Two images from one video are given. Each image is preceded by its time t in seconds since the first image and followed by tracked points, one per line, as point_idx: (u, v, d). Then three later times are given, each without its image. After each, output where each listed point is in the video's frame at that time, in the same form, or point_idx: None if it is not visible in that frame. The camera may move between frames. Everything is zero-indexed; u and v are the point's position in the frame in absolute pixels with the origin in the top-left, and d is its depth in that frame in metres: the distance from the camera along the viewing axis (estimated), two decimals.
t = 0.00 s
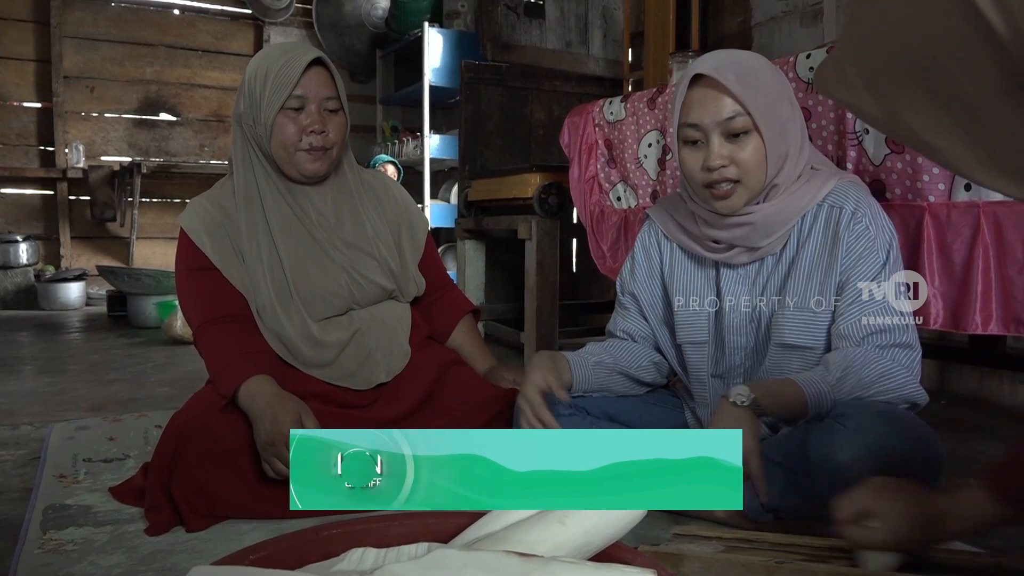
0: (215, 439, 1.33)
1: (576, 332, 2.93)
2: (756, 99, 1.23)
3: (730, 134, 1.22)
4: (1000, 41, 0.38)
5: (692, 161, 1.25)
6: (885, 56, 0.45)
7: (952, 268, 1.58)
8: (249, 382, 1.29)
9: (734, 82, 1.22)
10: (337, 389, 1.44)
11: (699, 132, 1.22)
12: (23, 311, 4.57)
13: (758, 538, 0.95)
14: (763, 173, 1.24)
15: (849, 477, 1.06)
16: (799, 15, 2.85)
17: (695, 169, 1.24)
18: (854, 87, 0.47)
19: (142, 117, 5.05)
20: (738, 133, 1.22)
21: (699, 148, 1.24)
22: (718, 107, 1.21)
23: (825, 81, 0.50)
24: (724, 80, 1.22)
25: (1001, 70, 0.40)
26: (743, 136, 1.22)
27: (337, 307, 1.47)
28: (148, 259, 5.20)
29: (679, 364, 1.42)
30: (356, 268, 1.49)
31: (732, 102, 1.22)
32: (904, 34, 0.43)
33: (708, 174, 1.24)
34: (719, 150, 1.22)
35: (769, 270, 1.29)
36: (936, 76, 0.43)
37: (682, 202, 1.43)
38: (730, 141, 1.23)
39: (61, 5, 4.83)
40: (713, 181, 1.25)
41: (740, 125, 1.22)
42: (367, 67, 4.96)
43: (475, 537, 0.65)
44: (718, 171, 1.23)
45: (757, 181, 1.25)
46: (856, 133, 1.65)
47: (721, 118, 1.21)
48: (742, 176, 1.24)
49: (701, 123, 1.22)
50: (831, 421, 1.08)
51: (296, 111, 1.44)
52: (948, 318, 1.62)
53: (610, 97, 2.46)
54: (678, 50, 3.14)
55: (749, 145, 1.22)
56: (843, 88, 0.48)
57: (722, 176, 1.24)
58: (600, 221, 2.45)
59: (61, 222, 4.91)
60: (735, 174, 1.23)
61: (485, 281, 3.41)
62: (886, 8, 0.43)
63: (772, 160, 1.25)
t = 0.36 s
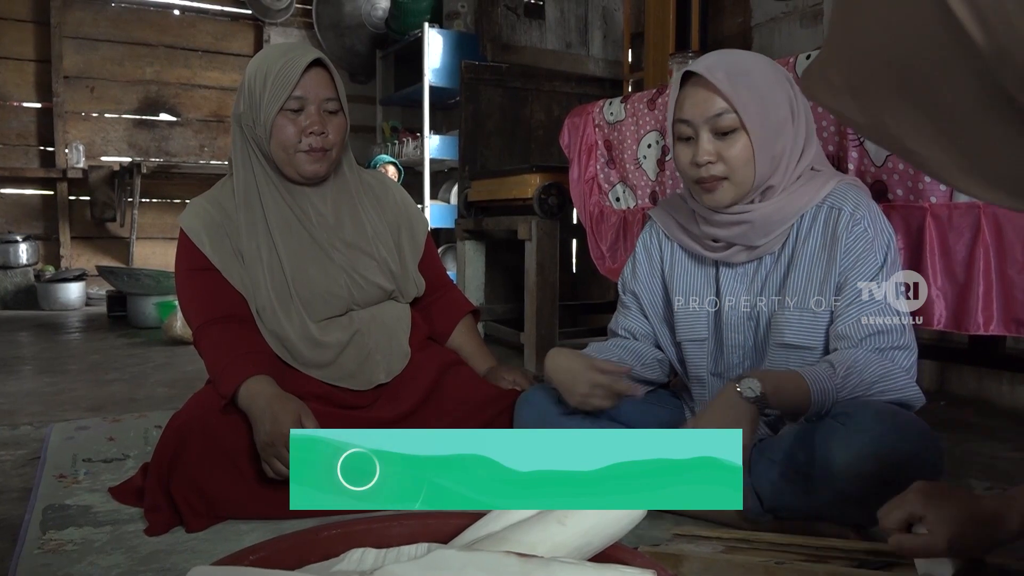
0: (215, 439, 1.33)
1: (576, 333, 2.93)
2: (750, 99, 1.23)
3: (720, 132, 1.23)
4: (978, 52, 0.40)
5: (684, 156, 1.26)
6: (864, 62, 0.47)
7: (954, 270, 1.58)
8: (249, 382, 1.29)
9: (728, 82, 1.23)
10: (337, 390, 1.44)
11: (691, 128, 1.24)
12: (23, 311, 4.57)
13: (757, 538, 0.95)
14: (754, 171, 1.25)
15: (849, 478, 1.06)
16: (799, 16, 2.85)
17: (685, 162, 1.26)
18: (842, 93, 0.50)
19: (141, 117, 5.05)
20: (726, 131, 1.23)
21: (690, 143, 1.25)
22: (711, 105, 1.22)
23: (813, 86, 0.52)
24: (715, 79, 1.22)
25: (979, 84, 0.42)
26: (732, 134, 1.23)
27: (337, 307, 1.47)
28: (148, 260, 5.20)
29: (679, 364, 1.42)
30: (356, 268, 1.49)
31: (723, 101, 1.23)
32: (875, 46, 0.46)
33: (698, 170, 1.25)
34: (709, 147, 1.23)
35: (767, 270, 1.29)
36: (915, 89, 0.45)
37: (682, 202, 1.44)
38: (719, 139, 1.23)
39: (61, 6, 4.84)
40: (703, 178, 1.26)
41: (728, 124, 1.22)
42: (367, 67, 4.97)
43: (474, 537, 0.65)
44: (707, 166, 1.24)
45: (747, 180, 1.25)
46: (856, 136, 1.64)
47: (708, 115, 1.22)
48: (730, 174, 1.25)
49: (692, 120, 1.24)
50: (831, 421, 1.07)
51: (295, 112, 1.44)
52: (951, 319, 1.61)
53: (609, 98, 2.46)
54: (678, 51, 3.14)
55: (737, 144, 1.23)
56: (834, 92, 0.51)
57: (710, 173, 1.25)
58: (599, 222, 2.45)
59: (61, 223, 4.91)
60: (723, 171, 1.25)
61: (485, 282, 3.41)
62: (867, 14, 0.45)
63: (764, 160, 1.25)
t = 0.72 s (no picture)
0: (214, 439, 1.33)
1: (576, 333, 2.92)
2: (751, 101, 1.23)
3: (721, 134, 1.23)
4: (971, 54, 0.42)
5: (684, 158, 1.26)
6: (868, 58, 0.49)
7: (953, 272, 1.58)
8: (248, 382, 1.29)
9: (730, 85, 1.23)
10: (337, 390, 1.44)
11: (691, 129, 1.24)
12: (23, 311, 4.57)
13: (756, 538, 0.94)
14: (755, 174, 1.25)
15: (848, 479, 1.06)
16: (799, 17, 2.85)
17: (686, 165, 1.26)
18: (844, 94, 0.52)
19: (141, 117, 5.05)
20: (726, 133, 1.23)
21: (690, 145, 1.25)
22: (711, 107, 1.22)
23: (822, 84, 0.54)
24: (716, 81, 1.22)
25: (975, 79, 0.44)
26: (733, 137, 1.23)
27: (337, 308, 1.47)
28: (148, 260, 5.20)
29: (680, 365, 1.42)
30: (356, 269, 1.49)
31: (723, 102, 1.22)
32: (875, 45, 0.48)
33: (699, 172, 1.26)
34: (709, 149, 1.23)
35: (768, 271, 1.29)
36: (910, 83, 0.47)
37: (683, 204, 1.44)
38: (719, 140, 1.24)
39: (62, 6, 4.84)
40: (702, 180, 1.26)
41: (730, 125, 1.22)
42: (368, 68, 4.97)
43: (474, 538, 0.64)
44: (706, 170, 1.25)
45: (747, 182, 1.25)
46: (857, 135, 1.65)
47: (708, 117, 1.22)
48: (731, 176, 1.24)
49: (693, 121, 1.24)
50: (831, 424, 1.07)
51: (295, 113, 1.44)
52: (949, 320, 1.61)
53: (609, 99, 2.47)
54: (679, 52, 3.14)
55: (738, 146, 1.23)
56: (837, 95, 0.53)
57: (710, 175, 1.25)
58: (599, 223, 2.45)
59: (61, 223, 4.92)
60: (724, 173, 1.24)
61: (484, 283, 3.41)
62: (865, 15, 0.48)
63: (766, 163, 1.25)
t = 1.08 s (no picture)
0: (214, 439, 1.33)
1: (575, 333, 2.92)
2: (757, 102, 1.23)
3: (730, 136, 1.22)
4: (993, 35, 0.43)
5: (694, 162, 1.25)
6: (881, 48, 0.51)
7: (950, 272, 1.58)
8: (248, 383, 1.29)
9: (737, 85, 1.23)
10: (337, 390, 1.43)
11: (700, 133, 1.23)
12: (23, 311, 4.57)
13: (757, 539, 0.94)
14: (763, 176, 1.25)
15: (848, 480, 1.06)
16: (799, 17, 2.85)
17: (695, 169, 1.25)
18: (856, 84, 0.54)
19: (141, 117, 5.05)
20: (737, 136, 1.23)
21: (699, 147, 1.25)
22: (719, 110, 1.22)
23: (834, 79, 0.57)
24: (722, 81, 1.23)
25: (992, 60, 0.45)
26: (741, 139, 1.23)
27: (337, 308, 1.47)
28: (148, 260, 5.20)
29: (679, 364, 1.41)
30: (355, 269, 1.49)
31: (733, 104, 1.22)
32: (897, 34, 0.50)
33: (708, 176, 1.24)
34: (719, 152, 1.23)
35: (769, 272, 1.29)
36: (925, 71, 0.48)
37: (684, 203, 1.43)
38: (730, 143, 1.23)
39: (62, 6, 4.84)
40: (712, 183, 1.25)
41: (739, 128, 1.22)
42: (368, 68, 4.97)
43: (473, 538, 0.64)
44: (717, 173, 1.23)
45: (756, 184, 1.25)
46: (857, 135, 1.68)
47: (719, 120, 1.22)
48: (739, 178, 1.24)
49: (701, 124, 1.23)
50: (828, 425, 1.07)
51: (294, 113, 1.44)
52: (946, 321, 1.61)
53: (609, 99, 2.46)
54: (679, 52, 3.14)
55: (749, 149, 1.23)
56: (847, 82, 0.55)
57: (721, 178, 1.24)
58: (599, 223, 2.45)
59: (61, 223, 4.91)
60: (734, 175, 1.23)
61: (484, 283, 3.41)
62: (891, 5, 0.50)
63: (773, 164, 1.25)
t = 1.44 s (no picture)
0: (212, 439, 1.33)
1: (574, 332, 2.92)
2: (793, 105, 1.21)
3: (764, 141, 1.21)
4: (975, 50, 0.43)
5: (720, 165, 1.24)
6: (863, 59, 0.49)
7: (949, 270, 1.59)
8: (245, 382, 1.29)
9: (772, 87, 1.20)
10: (335, 389, 1.44)
11: (731, 135, 1.22)
12: (21, 310, 4.56)
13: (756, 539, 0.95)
14: (795, 184, 1.23)
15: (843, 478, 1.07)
16: (798, 16, 2.85)
17: (722, 171, 1.23)
18: (837, 96, 0.51)
19: (140, 116, 5.04)
20: (770, 142, 1.21)
21: (728, 151, 1.23)
22: (754, 113, 1.20)
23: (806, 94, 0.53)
24: (761, 88, 1.20)
25: (977, 76, 0.44)
26: (776, 145, 1.21)
27: (335, 307, 1.47)
28: (147, 259, 5.20)
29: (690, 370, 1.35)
30: (355, 269, 1.49)
31: (767, 110, 1.20)
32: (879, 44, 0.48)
33: (735, 179, 1.23)
34: (751, 156, 1.21)
35: (795, 277, 1.26)
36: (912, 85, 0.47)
37: (705, 206, 1.41)
38: (762, 149, 1.21)
39: (60, 4, 4.83)
40: (740, 189, 1.24)
41: (773, 133, 1.20)
42: (366, 67, 4.97)
43: (471, 537, 0.64)
44: (745, 178, 1.22)
45: (789, 190, 1.24)
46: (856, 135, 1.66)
47: (754, 123, 1.20)
48: (772, 185, 1.23)
49: (734, 127, 1.21)
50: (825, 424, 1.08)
51: (292, 112, 1.44)
52: (945, 318, 1.62)
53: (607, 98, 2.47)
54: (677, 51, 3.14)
55: (781, 155, 1.21)
56: (829, 98, 0.52)
57: (750, 184, 1.23)
58: (598, 222, 2.44)
59: (59, 222, 4.91)
60: (763, 181, 1.23)
61: (483, 282, 3.41)
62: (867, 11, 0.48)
63: (805, 170, 1.23)
